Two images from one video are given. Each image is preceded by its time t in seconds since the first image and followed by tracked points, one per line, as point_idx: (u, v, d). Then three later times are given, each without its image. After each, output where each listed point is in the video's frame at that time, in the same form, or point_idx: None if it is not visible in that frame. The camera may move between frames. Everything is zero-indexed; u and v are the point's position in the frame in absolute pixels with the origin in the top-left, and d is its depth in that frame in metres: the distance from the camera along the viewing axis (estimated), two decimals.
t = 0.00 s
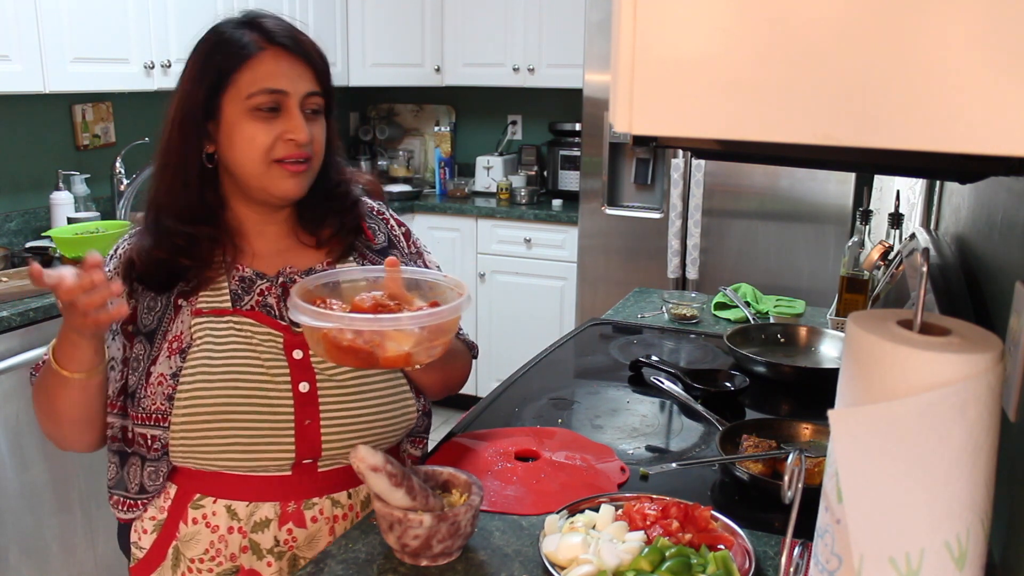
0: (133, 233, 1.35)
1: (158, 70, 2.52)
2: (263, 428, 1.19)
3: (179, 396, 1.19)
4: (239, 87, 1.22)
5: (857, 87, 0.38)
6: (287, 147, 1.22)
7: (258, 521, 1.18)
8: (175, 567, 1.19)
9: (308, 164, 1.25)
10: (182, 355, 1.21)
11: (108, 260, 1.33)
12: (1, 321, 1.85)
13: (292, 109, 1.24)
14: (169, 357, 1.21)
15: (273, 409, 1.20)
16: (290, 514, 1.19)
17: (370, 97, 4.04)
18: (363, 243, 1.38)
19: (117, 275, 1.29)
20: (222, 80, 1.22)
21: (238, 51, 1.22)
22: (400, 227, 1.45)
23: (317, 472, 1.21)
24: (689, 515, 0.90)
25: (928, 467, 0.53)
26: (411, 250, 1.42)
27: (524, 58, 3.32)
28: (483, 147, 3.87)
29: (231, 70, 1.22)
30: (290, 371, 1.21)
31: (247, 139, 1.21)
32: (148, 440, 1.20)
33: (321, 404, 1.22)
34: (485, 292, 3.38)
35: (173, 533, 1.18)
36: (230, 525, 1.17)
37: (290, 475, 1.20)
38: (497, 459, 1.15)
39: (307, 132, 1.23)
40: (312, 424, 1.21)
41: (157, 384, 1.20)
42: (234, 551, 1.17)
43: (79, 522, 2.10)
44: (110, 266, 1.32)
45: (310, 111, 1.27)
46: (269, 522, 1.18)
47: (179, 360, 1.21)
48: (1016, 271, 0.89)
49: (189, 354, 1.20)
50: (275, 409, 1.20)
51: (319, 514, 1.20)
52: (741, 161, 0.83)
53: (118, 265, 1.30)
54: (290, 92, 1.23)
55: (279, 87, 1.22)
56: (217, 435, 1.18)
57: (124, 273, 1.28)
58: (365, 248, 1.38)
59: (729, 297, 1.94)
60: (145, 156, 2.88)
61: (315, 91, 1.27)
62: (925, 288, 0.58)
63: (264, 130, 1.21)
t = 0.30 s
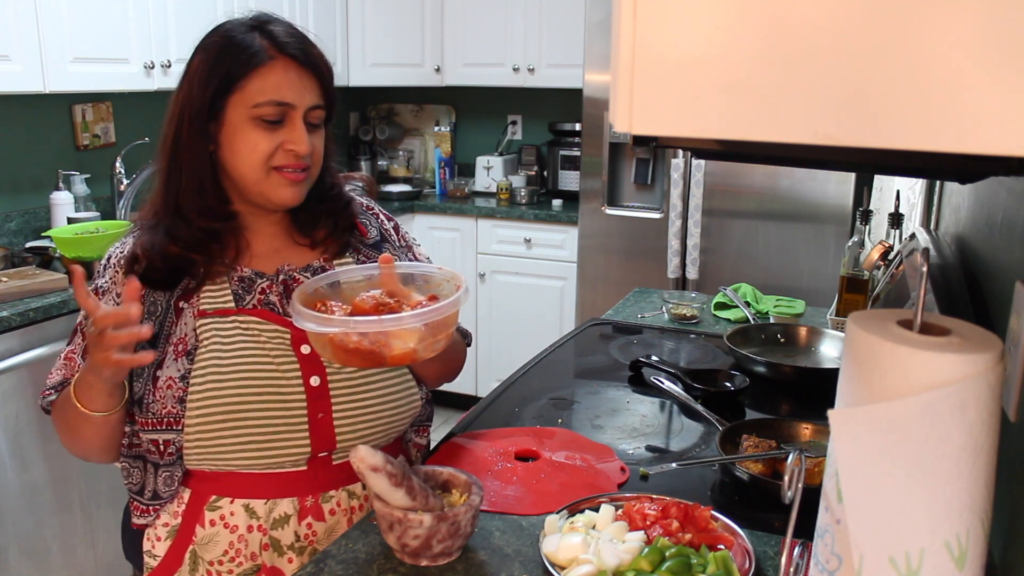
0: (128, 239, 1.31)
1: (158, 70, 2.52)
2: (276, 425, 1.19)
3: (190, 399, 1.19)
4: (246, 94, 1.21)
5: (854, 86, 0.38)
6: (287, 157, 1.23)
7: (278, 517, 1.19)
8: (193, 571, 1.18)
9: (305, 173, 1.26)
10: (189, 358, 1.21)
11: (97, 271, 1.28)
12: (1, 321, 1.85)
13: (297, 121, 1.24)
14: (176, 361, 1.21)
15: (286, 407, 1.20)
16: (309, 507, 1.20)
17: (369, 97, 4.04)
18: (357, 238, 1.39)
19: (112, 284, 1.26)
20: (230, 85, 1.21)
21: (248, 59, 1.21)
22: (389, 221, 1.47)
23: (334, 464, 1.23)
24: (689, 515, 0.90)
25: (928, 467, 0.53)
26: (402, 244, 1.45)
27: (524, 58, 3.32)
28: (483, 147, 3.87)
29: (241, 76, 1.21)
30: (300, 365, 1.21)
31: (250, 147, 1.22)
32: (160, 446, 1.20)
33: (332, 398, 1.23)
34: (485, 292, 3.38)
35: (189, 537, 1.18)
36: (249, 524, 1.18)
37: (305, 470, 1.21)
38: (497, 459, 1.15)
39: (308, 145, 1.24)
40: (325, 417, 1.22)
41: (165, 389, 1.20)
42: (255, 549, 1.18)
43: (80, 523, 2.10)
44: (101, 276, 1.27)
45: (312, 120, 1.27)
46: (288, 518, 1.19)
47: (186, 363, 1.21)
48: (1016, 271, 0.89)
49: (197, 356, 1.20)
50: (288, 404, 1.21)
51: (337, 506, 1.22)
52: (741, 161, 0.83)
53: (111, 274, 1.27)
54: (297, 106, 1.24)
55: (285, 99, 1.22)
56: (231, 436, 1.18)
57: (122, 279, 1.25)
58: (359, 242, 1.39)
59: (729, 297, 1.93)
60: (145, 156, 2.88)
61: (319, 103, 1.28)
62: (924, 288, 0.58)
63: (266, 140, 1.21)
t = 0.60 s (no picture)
0: (135, 238, 1.31)
1: (158, 70, 2.52)
2: (287, 422, 1.20)
3: (200, 398, 1.18)
4: (230, 86, 1.22)
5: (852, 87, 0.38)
6: (274, 150, 1.22)
7: (288, 514, 1.19)
8: (202, 570, 1.17)
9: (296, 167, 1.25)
10: (199, 357, 1.20)
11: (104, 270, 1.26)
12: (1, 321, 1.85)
13: (282, 109, 1.23)
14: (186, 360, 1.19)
15: (297, 406, 1.21)
16: (318, 504, 1.20)
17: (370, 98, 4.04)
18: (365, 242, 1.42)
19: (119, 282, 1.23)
20: (216, 80, 1.23)
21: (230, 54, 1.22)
22: (392, 224, 1.51)
23: (343, 462, 1.23)
24: (689, 515, 0.90)
25: (927, 467, 0.53)
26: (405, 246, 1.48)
27: (524, 57, 3.32)
28: (483, 147, 3.87)
29: (225, 70, 1.22)
30: (309, 364, 1.21)
31: (236, 143, 1.22)
32: (169, 446, 1.19)
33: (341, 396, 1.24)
34: (485, 292, 3.38)
35: (198, 536, 1.17)
36: (259, 521, 1.17)
37: (314, 467, 1.21)
38: (497, 459, 1.15)
39: (294, 134, 1.22)
40: (334, 416, 1.22)
41: (175, 388, 1.19)
42: (265, 547, 1.17)
43: (79, 522, 2.10)
44: (108, 275, 1.25)
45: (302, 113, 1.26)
46: (297, 515, 1.19)
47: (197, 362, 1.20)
48: (1016, 271, 0.89)
49: (207, 355, 1.20)
50: (298, 403, 1.21)
51: (346, 502, 1.22)
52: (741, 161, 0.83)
53: (119, 273, 1.25)
54: (279, 91, 1.23)
55: (269, 88, 1.22)
56: (241, 435, 1.18)
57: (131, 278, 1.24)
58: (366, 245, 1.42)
59: (729, 297, 1.93)
60: (145, 156, 2.88)
61: (309, 91, 1.27)
62: (925, 288, 0.58)
63: (250, 134, 1.21)
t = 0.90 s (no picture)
0: (153, 232, 1.31)
1: (158, 70, 2.52)
2: (295, 424, 1.20)
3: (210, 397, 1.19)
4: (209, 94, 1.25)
5: (852, 86, 0.38)
6: (252, 149, 1.22)
7: (289, 514, 1.18)
8: (201, 566, 1.17)
9: (280, 164, 1.24)
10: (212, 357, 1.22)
11: (123, 262, 1.26)
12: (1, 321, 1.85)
13: (253, 108, 1.23)
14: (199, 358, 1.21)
15: (306, 409, 1.22)
16: (319, 506, 1.19)
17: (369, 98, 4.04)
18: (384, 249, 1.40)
19: (139, 276, 1.23)
20: (199, 90, 1.27)
21: (207, 59, 1.24)
22: (411, 229, 1.49)
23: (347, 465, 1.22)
24: (689, 515, 0.90)
25: (928, 468, 0.53)
26: (420, 256, 1.45)
27: (524, 58, 3.32)
28: (482, 147, 3.87)
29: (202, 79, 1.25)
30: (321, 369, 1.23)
31: (219, 146, 1.24)
32: (179, 442, 1.21)
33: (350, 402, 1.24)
34: (485, 292, 3.38)
35: (199, 531, 1.17)
36: (260, 520, 1.16)
37: (318, 468, 1.20)
38: (497, 459, 1.15)
39: (267, 131, 1.22)
40: (342, 421, 1.23)
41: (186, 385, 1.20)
42: (264, 546, 1.16)
43: (80, 522, 2.10)
44: (127, 268, 1.25)
45: (286, 109, 1.26)
46: (299, 515, 1.18)
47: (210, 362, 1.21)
48: (1016, 271, 0.89)
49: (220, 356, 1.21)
50: (308, 403, 1.22)
51: (348, 505, 1.20)
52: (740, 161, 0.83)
53: (139, 267, 1.24)
54: (247, 88, 1.23)
55: (238, 88, 1.23)
56: (248, 434, 1.19)
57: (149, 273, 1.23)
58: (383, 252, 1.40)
59: (729, 297, 1.93)
60: (145, 156, 2.88)
61: (283, 85, 1.25)
62: (925, 288, 0.58)
63: (229, 136, 1.23)
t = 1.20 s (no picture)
0: (167, 235, 1.32)
1: (158, 70, 2.52)
2: (309, 430, 1.20)
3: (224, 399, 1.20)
4: (209, 101, 1.25)
5: (850, 85, 0.38)
6: (254, 155, 1.22)
7: (300, 522, 1.17)
8: (210, 568, 1.18)
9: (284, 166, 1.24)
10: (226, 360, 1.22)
11: (137, 265, 1.27)
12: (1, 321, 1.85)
13: (253, 113, 1.23)
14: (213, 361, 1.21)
15: (320, 416, 1.21)
16: (330, 514, 1.17)
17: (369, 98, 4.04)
18: (398, 246, 1.39)
19: (152, 278, 1.24)
20: (200, 97, 1.27)
21: (204, 66, 1.24)
22: (429, 230, 1.47)
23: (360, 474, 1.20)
24: (689, 515, 0.90)
25: (928, 468, 0.53)
26: (438, 256, 1.44)
27: (524, 57, 3.32)
28: (483, 147, 3.87)
29: (202, 87, 1.26)
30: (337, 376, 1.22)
31: (224, 154, 1.24)
32: (191, 445, 1.21)
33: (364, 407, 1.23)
34: (485, 292, 3.39)
35: (210, 532, 1.18)
36: (270, 526, 1.16)
37: (330, 476, 1.19)
38: (497, 459, 1.15)
39: (268, 135, 1.22)
40: (355, 426, 1.22)
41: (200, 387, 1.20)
42: (274, 552, 1.16)
43: (80, 523, 2.10)
44: (141, 270, 1.26)
45: (286, 110, 1.26)
46: (309, 523, 1.17)
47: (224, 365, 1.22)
48: (1016, 271, 0.89)
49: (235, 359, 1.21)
50: (322, 412, 1.21)
51: (358, 514, 1.18)
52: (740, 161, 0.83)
53: (152, 269, 1.25)
54: (246, 93, 1.23)
55: (236, 94, 1.23)
56: (262, 438, 1.19)
57: (163, 275, 1.24)
58: (398, 251, 1.39)
59: (729, 297, 1.93)
60: (145, 156, 2.88)
61: (282, 86, 1.24)
62: (924, 288, 0.58)
63: (231, 142, 1.23)
